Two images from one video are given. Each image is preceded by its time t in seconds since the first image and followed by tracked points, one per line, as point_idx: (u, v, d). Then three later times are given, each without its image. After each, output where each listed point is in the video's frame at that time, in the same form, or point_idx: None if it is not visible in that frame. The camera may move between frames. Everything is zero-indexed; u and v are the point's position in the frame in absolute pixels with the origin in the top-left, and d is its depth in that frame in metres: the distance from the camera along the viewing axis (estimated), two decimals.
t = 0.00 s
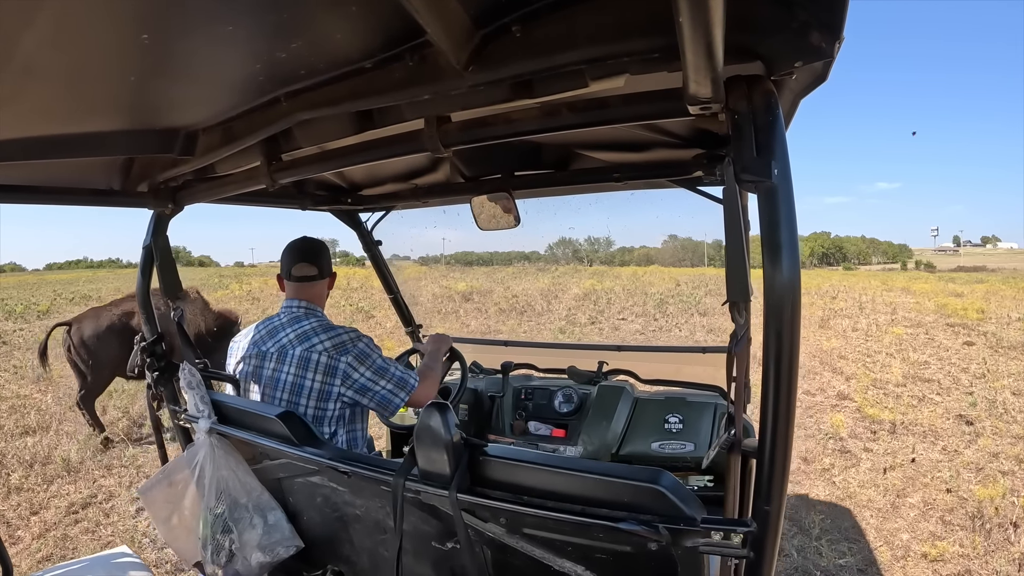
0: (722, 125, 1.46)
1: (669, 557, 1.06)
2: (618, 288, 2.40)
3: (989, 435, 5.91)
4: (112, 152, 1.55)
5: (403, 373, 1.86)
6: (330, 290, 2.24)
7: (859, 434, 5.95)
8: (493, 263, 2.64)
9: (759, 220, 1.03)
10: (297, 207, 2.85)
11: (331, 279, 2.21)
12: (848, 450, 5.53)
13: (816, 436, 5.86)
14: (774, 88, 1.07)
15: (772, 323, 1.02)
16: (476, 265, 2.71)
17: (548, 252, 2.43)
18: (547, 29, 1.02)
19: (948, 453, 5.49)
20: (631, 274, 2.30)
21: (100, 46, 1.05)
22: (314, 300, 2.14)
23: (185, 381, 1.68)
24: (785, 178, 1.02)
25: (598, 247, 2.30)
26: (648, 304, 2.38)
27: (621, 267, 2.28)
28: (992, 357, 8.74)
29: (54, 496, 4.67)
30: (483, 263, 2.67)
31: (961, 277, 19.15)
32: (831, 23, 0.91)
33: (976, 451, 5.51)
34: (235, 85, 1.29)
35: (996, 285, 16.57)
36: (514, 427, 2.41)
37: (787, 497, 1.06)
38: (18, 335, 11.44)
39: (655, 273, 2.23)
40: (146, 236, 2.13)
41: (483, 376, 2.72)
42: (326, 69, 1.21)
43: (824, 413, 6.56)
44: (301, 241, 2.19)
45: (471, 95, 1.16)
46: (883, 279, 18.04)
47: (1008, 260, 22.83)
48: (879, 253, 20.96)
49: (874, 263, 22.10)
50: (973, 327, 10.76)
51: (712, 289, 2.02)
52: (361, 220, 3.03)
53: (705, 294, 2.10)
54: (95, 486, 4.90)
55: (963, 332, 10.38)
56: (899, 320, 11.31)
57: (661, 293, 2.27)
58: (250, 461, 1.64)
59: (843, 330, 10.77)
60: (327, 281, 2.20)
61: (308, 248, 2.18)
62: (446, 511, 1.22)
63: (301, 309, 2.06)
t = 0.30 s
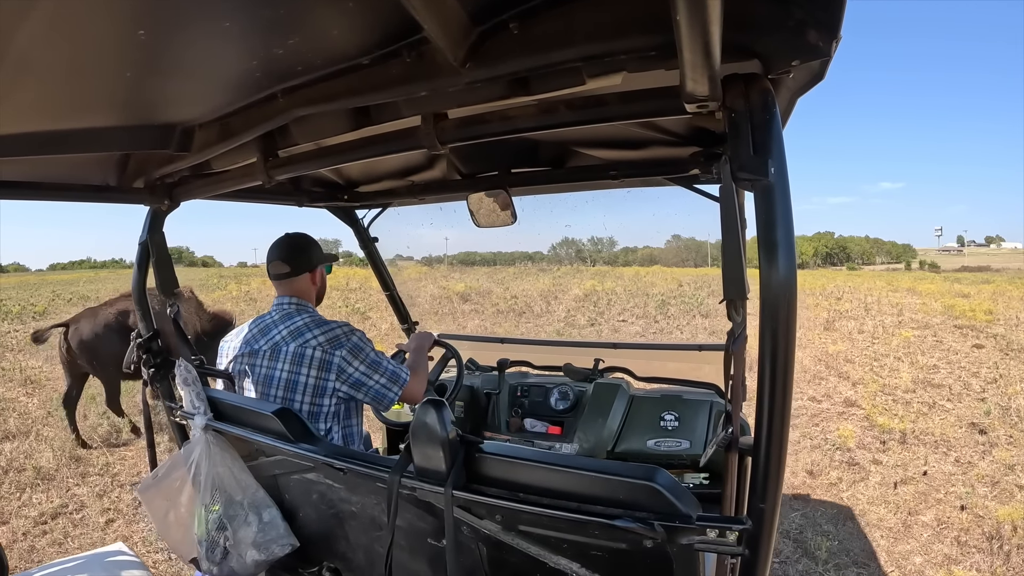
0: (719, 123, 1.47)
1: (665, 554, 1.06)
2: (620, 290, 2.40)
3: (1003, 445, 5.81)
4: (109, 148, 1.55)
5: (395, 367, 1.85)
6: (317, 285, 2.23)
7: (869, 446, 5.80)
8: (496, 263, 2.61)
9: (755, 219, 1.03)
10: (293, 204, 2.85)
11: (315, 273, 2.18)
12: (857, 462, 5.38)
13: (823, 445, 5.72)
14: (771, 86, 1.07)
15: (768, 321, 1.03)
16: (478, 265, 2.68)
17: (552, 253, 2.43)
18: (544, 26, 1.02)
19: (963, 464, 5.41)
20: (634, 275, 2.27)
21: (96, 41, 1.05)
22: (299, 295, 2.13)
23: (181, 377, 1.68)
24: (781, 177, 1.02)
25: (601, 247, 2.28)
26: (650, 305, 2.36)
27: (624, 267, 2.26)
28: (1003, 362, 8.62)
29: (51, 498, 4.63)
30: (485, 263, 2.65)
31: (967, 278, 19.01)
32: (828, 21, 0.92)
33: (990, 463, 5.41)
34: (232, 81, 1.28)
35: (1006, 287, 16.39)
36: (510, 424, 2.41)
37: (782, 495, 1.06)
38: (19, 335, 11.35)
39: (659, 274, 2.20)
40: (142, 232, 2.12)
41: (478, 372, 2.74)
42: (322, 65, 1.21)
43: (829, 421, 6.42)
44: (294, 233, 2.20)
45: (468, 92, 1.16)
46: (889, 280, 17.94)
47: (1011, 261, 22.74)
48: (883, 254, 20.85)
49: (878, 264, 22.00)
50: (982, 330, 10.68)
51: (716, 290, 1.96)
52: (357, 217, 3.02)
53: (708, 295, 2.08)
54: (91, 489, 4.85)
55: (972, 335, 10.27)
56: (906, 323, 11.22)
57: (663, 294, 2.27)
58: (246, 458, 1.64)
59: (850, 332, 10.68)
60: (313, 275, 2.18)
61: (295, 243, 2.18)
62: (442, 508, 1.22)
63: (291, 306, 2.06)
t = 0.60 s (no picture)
0: (720, 126, 1.47)
1: (665, 557, 1.06)
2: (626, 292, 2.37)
3: None
4: (111, 149, 1.55)
5: (394, 374, 1.88)
6: (316, 285, 2.21)
7: (886, 463, 5.33)
8: (504, 264, 2.60)
9: (755, 221, 1.03)
10: (294, 205, 2.85)
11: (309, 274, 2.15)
12: (872, 479, 4.96)
13: (835, 460, 5.30)
14: (771, 89, 1.07)
15: (769, 323, 1.02)
16: (485, 266, 2.67)
17: (559, 253, 2.41)
18: (544, 29, 1.02)
19: (985, 481, 4.98)
20: (640, 276, 2.24)
21: (97, 43, 1.05)
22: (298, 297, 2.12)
23: (182, 379, 1.68)
24: (782, 179, 1.02)
25: (609, 247, 2.25)
26: (655, 307, 2.29)
27: (632, 267, 2.23)
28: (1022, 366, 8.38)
29: (46, 500, 4.57)
30: (493, 264, 2.64)
31: (980, 280, 18.68)
32: (828, 24, 0.92)
33: (1011, 478, 5.01)
34: (233, 83, 1.29)
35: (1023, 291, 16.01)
36: (511, 426, 2.42)
37: (783, 498, 1.06)
38: (21, 338, 11.23)
39: (666, 274, 2.16)
40: (142, 234, 2.12)
41: (479, 374, 2.74)
42: (323, 67, 1.21)
43: (845, 435, 6.00)
44: (293, 233, 2.20)
45: (468, 94, 1.16)
46: (899, 283, 17.67)
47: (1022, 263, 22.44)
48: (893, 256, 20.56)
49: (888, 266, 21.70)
50: (999, 335, 10.42)
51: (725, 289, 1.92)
52: (358, 218, 3.02)
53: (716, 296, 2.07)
54: (82, 493, 4.74)
55: (989, 339, 10.03)
56: (919, 327, 10.99)
57: (669, 296, 2.22)
58: (246, 460, 1.64)
59: (862, 336, 10.49)
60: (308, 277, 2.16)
61: (298, 242, 2.18)
62: (442, 510, 1.22)
63: (291, 309, 2.05)
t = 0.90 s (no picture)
0: (721, 125, 1.47)
1: (664, 556, 1.06)
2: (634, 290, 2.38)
3: None
4: (112, 147, 1.55)
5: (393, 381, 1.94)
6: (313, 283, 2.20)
7: (902, 477, 4.92)
8: (514, 264, 2.60)
9: (756, 221, 1.03)
10: (294, 203, 2.85)
11: (305, 272, 2.15)
12: (888, 496, 4.53)
13: (849, 475, 4.90)
14: (772, 88, 1.07)
15: (769, 323, 1.02)
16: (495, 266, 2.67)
17: (568, 253, 2.41)
18: (545, 27, 1.02)
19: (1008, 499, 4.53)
20: (648, 276, 2.25)
21: (99, 40, 1.05)
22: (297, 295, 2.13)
23: (182, 376, 1.68)
24: (783, 178, 1.02)
25: (617, 247, 2.25)
26: (663, 308, 2.32)
27: (640, 268, 2.24)
28: None
29: (35, 501, 4.50)
30: (502, 264, 2.64)
31: (993, 281, 18.31)
32: (830, 23, 0.91)
33: None
34: (234, 80, 1.29)
35: None
36: (509, 425, 2.42)
37: (782, 497, 1.06)
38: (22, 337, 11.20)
39: (674, 275, 2.15)
40: (143, 231, 2.12)
41: (479, 372, 2.75)
42: (324, 65, 1.21)
43: (862, 448, 5.51)
44: (295, 230, 2.20)
45: (469, 92, 1.16)
46: (910, 284, 17.29)
47: None
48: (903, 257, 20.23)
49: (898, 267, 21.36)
50: (1015, 337, 10.15)
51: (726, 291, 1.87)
52: (359, 216, 3.03)
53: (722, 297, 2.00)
54: (69, 496, 4.63)
55: (1006, 342, 9.76)
56: (933, 329, 10.74)
57: (676, 298, 2.21)
58: (246, 457, 1.64)
59: (873, 338, 10.27)
60: (305, 275, 2.16)
61: (300, 239, 2.18)
62: (442, 508, 1.22)
63: (293, 305, 2.05)
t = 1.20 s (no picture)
0: (719, 125, 1.47)
1: (663, 555, 1.06)
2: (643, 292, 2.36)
3: None
4: (111, 146, 1.55)
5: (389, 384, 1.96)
6: (310, 283, 2.20)
7: (922, 495, 4.70)
8: (521, 264, 2.57)
9: (755, 220, 1.03)
10: (294, 203, 2.85)
11: (302, 272, 2.15)
12: (907, 514, 4.32)
13: (865, 492, 4.70)
14: (772, 88, 1.07)
15: (768, 323, 1.03)
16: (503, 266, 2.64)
17: (576, 253, 2.38)
18: (544, 27, 1.02)
19: None
20: (655, 278, 2.21)
21: (98, 39, 1.05)
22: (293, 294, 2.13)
23: (181, 376, 1.67)
24: (781, 178, 1.02)
25: (626, 248, 2.22)
26: (669, 310, 2.29)
27: (648, 268, 2.19)
28: None
29: (26, 504, 4.43)
30: (511, 264, 2.60)
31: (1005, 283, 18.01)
32: (829, 23, 0.91)
33: None
34: (234, 80, 1.29)
35: None
36: (508, 425, 2.42)
37: (781, 496, 1.06)
38: (22, 338, 11.18)
39: (682, 276, 2.12)
40: (142, 230, 2.11)
41: (479, 373, 2.75)
42: (324, 64, 1.21)
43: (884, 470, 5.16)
44: (294, 230, 2.20)
45: (468, 92, 1.16)
46: (921, 286, 16.96)
47: None
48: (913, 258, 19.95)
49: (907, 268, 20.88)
50: None
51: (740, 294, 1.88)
52: (358, 216, 3.03)
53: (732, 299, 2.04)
54: (61, 497, 4.57)
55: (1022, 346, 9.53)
56: (947, 332, 10.52)
57: (684, 299, 2.21)
58: (245, 457, 1.64)
59: (885, 339, 10.07)
60: (302, 275, 2.16)
61: (297, 238, 2.17)
62: (441, 508, 1.22)
63: (290, 305, 2.05)
